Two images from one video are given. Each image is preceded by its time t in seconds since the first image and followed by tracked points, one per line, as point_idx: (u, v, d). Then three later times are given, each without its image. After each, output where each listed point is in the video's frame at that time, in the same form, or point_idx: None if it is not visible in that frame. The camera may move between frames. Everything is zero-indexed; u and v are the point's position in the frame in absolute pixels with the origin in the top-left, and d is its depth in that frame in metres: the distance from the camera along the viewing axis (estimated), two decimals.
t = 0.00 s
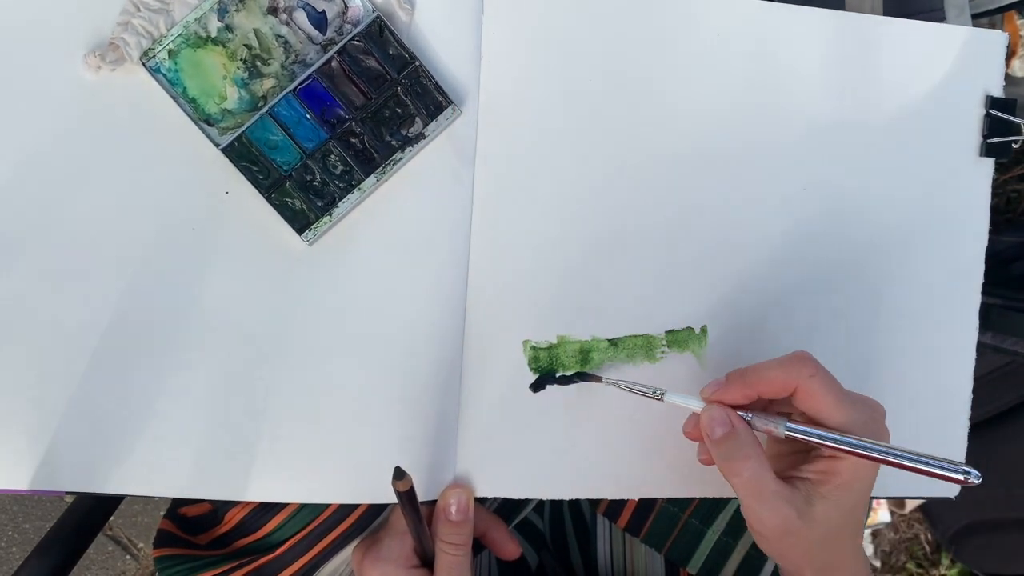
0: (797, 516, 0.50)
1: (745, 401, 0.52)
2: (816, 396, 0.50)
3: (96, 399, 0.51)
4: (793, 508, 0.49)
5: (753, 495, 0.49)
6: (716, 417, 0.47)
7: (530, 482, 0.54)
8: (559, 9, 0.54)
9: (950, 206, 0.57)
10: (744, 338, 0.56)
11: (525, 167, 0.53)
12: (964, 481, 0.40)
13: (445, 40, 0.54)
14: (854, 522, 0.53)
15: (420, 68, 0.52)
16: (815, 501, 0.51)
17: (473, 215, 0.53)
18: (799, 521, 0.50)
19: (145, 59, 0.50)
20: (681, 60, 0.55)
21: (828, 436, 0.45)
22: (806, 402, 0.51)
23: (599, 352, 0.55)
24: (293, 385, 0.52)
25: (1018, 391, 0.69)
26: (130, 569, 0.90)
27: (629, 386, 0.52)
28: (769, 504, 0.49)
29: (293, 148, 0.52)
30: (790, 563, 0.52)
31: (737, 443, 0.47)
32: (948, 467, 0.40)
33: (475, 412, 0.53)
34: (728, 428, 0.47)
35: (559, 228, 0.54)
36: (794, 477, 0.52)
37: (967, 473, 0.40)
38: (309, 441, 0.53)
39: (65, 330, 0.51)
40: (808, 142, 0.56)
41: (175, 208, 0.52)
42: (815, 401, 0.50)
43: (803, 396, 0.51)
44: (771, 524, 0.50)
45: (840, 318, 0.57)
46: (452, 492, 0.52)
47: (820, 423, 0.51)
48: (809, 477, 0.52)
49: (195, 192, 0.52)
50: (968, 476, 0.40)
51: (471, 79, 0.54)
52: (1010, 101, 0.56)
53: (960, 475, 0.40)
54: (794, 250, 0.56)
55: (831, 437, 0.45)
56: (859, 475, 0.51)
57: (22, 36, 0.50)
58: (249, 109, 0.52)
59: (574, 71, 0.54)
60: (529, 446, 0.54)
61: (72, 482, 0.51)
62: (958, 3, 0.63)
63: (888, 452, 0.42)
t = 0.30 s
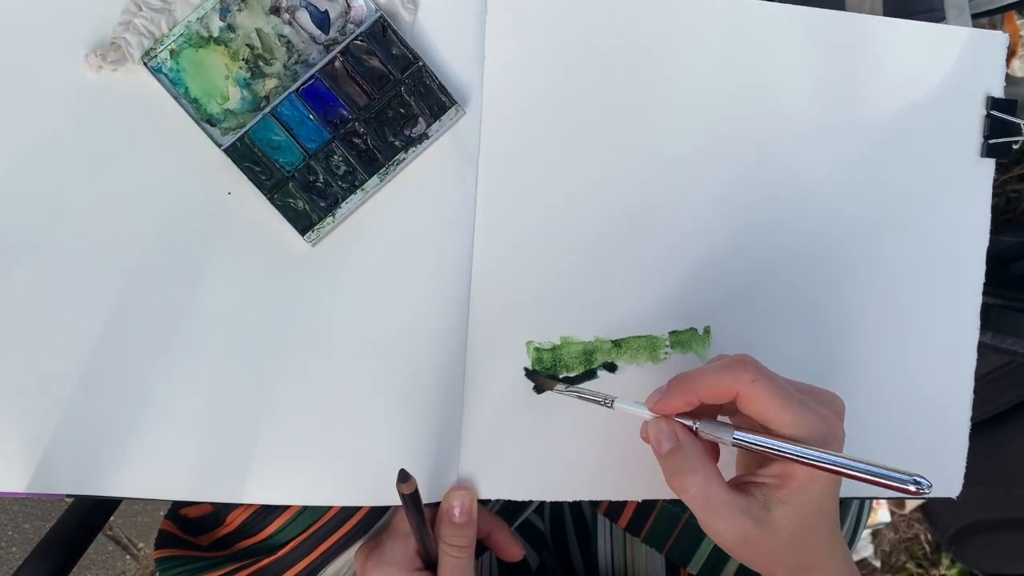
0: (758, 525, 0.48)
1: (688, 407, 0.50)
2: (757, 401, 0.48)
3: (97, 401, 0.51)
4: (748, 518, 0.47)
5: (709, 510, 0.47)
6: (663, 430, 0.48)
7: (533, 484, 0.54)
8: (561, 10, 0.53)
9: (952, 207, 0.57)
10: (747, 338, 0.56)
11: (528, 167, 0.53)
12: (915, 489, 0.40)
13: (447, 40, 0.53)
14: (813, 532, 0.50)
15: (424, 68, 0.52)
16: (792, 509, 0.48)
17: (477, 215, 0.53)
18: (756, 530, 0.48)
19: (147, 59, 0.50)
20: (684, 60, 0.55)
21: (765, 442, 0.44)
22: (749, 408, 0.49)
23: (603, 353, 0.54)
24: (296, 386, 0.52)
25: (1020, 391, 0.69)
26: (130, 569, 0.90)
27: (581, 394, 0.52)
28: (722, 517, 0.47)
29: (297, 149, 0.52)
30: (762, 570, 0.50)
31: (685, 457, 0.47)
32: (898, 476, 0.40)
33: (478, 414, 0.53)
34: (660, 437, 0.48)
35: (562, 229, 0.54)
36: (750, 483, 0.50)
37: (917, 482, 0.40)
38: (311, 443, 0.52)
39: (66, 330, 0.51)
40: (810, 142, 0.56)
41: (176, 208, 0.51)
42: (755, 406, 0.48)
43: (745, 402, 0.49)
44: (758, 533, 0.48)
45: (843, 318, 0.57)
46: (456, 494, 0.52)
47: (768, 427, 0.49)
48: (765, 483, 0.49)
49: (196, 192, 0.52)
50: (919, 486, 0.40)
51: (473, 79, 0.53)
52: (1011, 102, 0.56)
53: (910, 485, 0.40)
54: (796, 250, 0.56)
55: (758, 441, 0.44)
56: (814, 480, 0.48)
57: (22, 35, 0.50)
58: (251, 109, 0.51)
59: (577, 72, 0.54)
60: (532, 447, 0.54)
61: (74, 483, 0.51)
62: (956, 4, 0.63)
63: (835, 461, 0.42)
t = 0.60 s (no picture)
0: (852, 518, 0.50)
1: (800, 401, 0.50)
2: (871, 399, 0.49)
3: (98, 401, 0.51)
4: (845, 511, 0.49)
5: (809, 499, 0.48)
6: (773, 422, 0.47)
7: (534, 484, 0.54)
8: (562, 9, 0.53)
9: (953, 207, 0.57)
10: (748, 338, 0.56)
11: (529, 167, 0.53)
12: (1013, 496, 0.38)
13: (448, 40, 0.53)
14: (892, 529, 0.52)
15: (425, 68, 0.52)
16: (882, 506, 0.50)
17: (477, 215, 0.53)
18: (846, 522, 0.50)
19: (148, 58, 0.49)
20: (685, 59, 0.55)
21: (875, 442, 0.44)
22: (860, 404, 0.50)
23: (603, 353, 0.54)
24: (296, 386, 0.52)
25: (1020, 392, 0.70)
26: (130, 569, 0.90)
27: (686, 385, 0.51)
28: (819, 507, 0.49)
29: (297, 148, 0.52)
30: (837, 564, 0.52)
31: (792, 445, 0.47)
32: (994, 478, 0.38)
33: (479, 414, 0.53)
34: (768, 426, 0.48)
35: (562, 230, 0.54)
36: (844, 480, 0.52)
37: None
38: (312, 443, 0.52)
39: (66, 330, 0.51)
40: (811, 142, 0.56)
41: (177, 208, 0.51)
42: (869, 403, 0.49)
43: (857, 398, 0.50)
44: (849, 524, 0.50)
45: (844, 318, 0.57)
46: (457, 494, 0.52)
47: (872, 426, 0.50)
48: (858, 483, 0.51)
49: (197, 191, 0.51)
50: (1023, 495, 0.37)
51: (474, 79, 0.53)
52: (1012, 102, 0.56)
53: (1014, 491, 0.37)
54: (797, 251, 0.56)
55: (872, 443, 0.44)
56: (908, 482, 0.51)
57: (22, 35, 0.50)
58: (252, 108, 0.51)
59: (577, 71, 0.54)
60: (533, 447, 0.54)
61: (75, 483, 0.51)
62: (956, 4, 0.63)
63: (941, 462, 0.41)
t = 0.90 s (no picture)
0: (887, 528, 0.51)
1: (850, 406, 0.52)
2: (916, 409, 0.51)
3: (98, 400, 0.51)
4: (879, 520, 0.50)
5: (844, 504, 0.49)
6: (815, 426, 0.48)
7: (534, 484, 0.54)
8: (563, 9, 0.53)
9: (953, 207, 0.57)
10: (748, 338, 0.56)
11: (530, 167, 0.53)
12: None
13: (448, 40, 0.53)
14: (920, 541, 0.53)
15: (425, 68, 0.52)
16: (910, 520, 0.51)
17: (477, 214, 0.53)
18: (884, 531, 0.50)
19: (149, 58, 0.50)
20: (684, 60, 0.55)
21: (914, 453, 0.46)
22: (903, 413, 0.51)
23: (603, 352, 0.54)
24: (297, 385, 0.52)
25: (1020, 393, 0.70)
26: (130, 569, 0.90)
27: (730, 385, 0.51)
28: (855, 513, 0.50)
29: (298, 148, 0.52)
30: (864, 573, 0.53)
31: (832, 450, 0.48)
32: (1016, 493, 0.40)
33: (479, 413, 0.53)
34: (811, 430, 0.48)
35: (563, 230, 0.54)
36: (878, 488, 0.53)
37: None
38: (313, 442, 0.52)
39: (67, 329, 0.51)
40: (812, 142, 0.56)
41: (177, 208, 0.51)
42: (914, 412, 0.51)
43: (903, 407, 0.51)
44: (886, 532, 0.51)
45: (845, 318, 0.57)
46: (457, 493, 0.52)
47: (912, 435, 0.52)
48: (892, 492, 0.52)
49: (198, 191, 0.51)
50: None
51: (475, 79, 0.53)
52: (1012, 102, 0.56)
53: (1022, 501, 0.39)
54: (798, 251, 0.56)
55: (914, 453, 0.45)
56: (944, 496, 0.51)
57: (24, 34, 0.50)
58: (253, 108, 0.51)
59: (577, 71, 0.54)
60: (534, 447, 0.54)
61: (75, 482, 0.51)
62: (956, 4, 0.63)
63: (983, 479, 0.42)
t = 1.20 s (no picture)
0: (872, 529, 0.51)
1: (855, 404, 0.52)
2: (920, 408, 0.51)
3: (97, 400, 0.51)
4: (882, 514, 0.50)
5: (849, 499, 0.49)
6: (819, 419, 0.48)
7: (533, 484, 0.54)
8: (562, 9, 0.53)
9: (953, 207, 0.57)
10: (747, 338, 0.56)
11: (529, 168, 0.53)
12: None
13: (447, 41, 0.53)
14: (924, 545, 0.53)
15: (424, 68, 0.52)
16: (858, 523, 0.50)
17: (476, 215, 0.53)
18: (872, 530, 0.50)
19: (147, 59, 0.50)
20: (684, 61, 0.55)
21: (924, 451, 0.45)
22: (908, 413, 0.52)
23: (602, 353, 0.54)
24: (296, 386, 0.52)
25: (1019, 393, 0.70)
26: (130, 569, 0.90)
27: (729, 384, 0.51)
28: (857, 509, 0.50)
29: (296, 148, 0.52)
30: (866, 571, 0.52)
31: (837, 443, 0.48)
32: None
33: (478, 414, 0.53)
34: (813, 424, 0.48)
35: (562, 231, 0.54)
36: (882, 486, 0.53)
37: None
38: (312, 443, 0.52)
39: (66, 330, 0.51)
40: (811, 142, 0.56)
41: (177, 209, 0.51)
42: (916, 411, 0.51)
43: (907, 406, 0.51)
44: (860, 531, 0.51)
45: (845, 319, 0.57)
46: (456, 493, 0.52)
47: (916, 434, 0.52)
48: (894, 491, 0.53)
49: (197, 192, 0.51)
50: None
51: (473, 80, 0.53)
52: (1011, 102, 0.56)
53: None
54: (797, 251, 0.56)
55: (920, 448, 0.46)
56: (945, 496, 0.52)
57: (23, 36, 0.50)
58: (251, 109, 0.51)
59: (576, 72, 0.54)
60: (533, 447, 0.54)
61: (75, 483, 0.51)
62: (956, 4, 0.63)
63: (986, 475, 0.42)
